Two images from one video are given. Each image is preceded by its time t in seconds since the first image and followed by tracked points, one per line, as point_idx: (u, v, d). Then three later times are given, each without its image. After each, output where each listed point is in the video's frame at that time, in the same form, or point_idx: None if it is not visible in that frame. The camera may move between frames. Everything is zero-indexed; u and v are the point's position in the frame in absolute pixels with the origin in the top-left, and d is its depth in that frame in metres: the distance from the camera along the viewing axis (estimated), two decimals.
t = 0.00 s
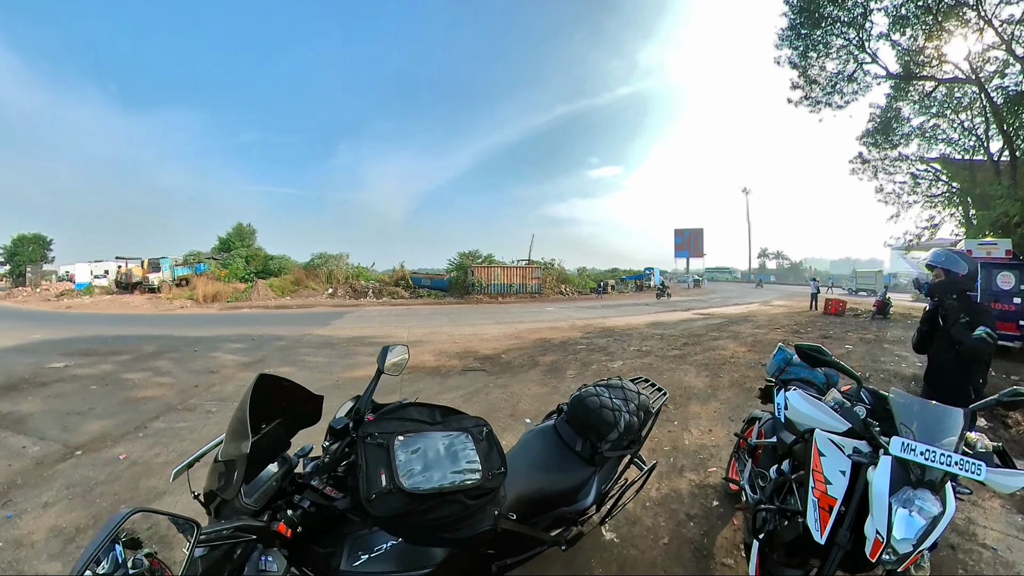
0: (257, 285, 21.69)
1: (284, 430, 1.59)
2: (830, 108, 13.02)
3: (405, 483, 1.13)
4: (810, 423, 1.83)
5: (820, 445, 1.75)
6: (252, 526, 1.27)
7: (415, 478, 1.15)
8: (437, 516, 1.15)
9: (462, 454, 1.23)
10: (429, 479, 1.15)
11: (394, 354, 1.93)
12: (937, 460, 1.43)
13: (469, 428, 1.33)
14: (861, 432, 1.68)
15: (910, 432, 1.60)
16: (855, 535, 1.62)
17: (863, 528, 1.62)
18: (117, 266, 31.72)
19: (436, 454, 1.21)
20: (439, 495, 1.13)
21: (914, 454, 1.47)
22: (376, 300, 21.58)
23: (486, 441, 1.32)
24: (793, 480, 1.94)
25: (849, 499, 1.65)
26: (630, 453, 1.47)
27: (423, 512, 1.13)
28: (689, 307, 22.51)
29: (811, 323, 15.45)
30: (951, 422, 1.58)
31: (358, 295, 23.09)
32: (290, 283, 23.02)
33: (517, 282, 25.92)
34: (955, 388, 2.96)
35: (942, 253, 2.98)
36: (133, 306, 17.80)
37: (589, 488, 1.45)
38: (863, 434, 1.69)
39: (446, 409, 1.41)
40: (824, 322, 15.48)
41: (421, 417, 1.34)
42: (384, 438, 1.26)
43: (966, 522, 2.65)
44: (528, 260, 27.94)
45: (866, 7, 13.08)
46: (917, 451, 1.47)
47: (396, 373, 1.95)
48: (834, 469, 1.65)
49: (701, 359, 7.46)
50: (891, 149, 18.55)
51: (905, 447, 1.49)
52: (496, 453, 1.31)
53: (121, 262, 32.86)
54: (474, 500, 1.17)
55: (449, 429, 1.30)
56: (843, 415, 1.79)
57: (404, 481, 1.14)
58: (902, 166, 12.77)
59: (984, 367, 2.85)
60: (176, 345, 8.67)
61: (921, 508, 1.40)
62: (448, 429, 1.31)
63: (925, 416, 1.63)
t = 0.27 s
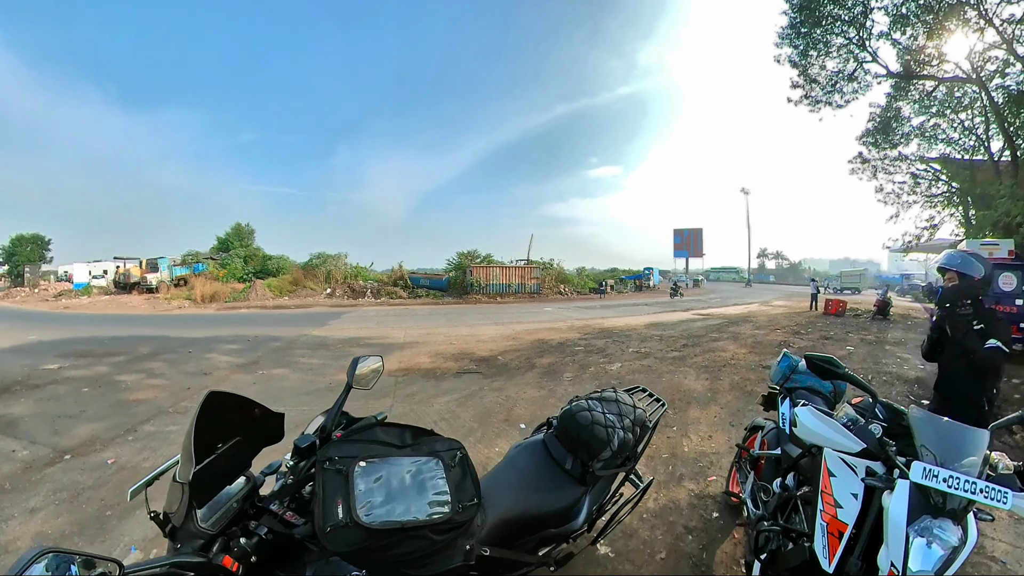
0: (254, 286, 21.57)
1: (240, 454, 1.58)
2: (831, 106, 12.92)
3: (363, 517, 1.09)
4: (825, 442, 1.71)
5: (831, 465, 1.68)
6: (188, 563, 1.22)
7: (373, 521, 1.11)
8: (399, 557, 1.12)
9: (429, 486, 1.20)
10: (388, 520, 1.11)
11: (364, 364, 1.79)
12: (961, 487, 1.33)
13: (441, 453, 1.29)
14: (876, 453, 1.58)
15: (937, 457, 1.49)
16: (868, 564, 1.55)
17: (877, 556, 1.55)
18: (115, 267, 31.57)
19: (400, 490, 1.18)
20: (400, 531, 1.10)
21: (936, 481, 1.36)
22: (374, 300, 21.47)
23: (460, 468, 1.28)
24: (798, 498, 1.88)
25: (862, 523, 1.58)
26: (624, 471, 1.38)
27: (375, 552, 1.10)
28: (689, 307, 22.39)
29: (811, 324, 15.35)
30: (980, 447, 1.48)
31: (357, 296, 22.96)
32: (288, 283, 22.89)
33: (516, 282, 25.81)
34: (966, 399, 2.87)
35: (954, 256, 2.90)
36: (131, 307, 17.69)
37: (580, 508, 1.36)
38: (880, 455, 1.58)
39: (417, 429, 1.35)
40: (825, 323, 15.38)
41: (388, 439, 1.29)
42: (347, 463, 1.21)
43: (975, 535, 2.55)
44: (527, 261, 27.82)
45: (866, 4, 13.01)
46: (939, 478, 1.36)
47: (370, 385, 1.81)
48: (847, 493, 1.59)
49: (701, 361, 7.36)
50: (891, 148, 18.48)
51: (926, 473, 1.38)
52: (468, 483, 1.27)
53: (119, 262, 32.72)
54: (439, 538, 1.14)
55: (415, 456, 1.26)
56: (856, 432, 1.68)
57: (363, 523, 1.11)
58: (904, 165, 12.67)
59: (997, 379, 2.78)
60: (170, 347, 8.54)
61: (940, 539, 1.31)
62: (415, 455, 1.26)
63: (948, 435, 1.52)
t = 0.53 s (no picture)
0: (249, 285, 21.46)
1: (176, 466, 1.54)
2: (829, 99, 12.89)
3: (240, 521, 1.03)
4: (765, 501, 1.72)
5: (776, 519, 1.72)
6: None
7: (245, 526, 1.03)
8: (265, 562, 1.04)
9: (304, 497, 1.09)
10: (255, 524, 1.04)
11: (278, 381, 1.69)
12: None
13: (326, 469, 1.17)
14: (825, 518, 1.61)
15: (895, 535, 1.51)
16: None
17: None
18: (109, 265, 31.33)
19: (278, 498, 1.08)
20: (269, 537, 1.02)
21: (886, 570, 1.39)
22: (369, 300, 21.39)
23: (341, 484, 1.15)
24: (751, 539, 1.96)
25: None
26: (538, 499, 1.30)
27: (257, 557, 1.04)
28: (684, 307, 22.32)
29: (806, 325, 15.30)
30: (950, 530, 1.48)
31: (352, 295, 22.89)
32: (283, 283, 22.80)
33: (512, 282, 25.71)
34: (961, 423, 2.82)
35: (965, 255, 2.82)
36: (126, 306, 17.59)
37: (491, 536, 1.29)
38: (828, 519, 1.62)
39: (313, 443, 1.24)
40: (819, 325, 15.35)
41: (283, 451, 1.19)
42: (241, 470, 1.12)
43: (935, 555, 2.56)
44: (523, 260, 27.73)
45: None
46: (889, 566, 1.39)
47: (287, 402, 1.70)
48: (789, 554, 1.66)
49: (688, 366, 7.34)
50: (892, 141, 18.48)
51: (877, 560, 1.41)
52: (359, 496, 1.17)
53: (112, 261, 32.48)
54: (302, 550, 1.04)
55: (301, 468, 1.14)
56: (805, 492, 1.70)
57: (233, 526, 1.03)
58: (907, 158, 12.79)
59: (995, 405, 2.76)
60: (155, 347, 8.45)
61: None
62: (302, 467, 1.15)
63: (912, 515, 1.53)
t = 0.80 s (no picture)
0: (249, 286, 21.44)
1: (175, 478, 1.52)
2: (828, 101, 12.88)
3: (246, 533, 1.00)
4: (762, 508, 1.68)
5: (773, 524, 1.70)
6: None
7: (252, 539, 1.00)
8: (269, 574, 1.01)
9: (305, 506, 1.06)
10: (260, 535, 1.00)
11: (282, 390, 1.65)
12: None
13: (325, 477, 1.15)
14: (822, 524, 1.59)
15: (888, 542, 1.48)
16: None
17: None
18: (110, 266, 31.37)
19: (282, 507, 1.05)
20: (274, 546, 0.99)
21: None
22: (368, 300, 21.36)
23: (341, 491, 1.14)
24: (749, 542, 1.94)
25: None
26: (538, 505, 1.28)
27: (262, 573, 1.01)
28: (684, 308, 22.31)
29: (805, 326, 15.30)
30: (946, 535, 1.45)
31: (350, 296, 22.86)
32: (281, 283, 22.77)
33: (511, 282, 25.70)
34: (963, 427, 2.80)
35: (964, 258, 2.80)
36: (125, 307, 17.60)
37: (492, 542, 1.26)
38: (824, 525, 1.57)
39: (313, 453, 1.22)
40: (818, 325, 15.34)
41: (284, 462, 1.17)
42: (245, 483, 1.09)
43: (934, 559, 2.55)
44: (522, 261, 27.72)
45: None
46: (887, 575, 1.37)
47: (291, 410, 1.67)
48: (788, 560, 1.64)
49: (688, 367, 7.31)
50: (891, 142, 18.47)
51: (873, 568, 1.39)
52: (359, 506, 1.15)
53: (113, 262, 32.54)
54: (305, 559, 1.01)
55: (302, 477, 1.12)
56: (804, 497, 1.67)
57: (237, 540, 1.00)
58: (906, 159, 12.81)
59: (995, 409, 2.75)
60: (155, 348, 8.44)
61: None
62: (303, 477, 1.13)
63: (902, 516, 1.52)
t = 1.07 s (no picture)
0: (248, 286, 21.38)
1: (165, 488, 1.44)
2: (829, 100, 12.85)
3: (237, 547, 0.93)
4: (787, 507, 1.60)
5: (797, 525, 1.63)
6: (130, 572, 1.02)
7: (240, 554, 0.93)
8: None
9: (303, 518, 0.99)
10: (251, 551, 0.93)
11: (278, 392, 1.58)
12: None
13: (327, 486, 1.08)
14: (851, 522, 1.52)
15: (922, 541, 1.42)
16: None
17: None
18: (109, 267, 31.28)
19: (277, 519, 0.98)
20: (265, 564, 0.92)
21: None
22: (367, 300, 21.29)
23: (344, 502, 1.07)
24: (766, 543, 1.87)
25: None
26: (555, 512, 1.22)
27: None
28: (684, 308, 22.26)
29: (807, 325, 15.23)
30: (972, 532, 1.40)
31: (350, 296, 22.79)
32: (280, 283, 22.70)
33: (511, 282, 25.62)
34: (978, 426, 2.75)
35: (978, 255, 2.77)
36: (123, 307, 17.54)
37: (505, 551, 1.19)
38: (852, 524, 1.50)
39: (312, 460, 1.15)
40: (820, 325, 15.27)
41: (279, 468, 1.10)
42: (237, 492, 1.02)
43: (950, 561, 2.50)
44: (522, 261, 27.66)
45: None
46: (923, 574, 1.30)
47: (288, 413, 1.60)
48: (813, 563, 1.56)
49: (691, 367, 7.24)
50: (891, 142, 18.44)
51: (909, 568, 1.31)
52: (362, 516, 1.07)
53: (112, 262, 32.45)
54: None
55: (300, 487, 1.05)
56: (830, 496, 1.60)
57: (229, 553, 0.93)
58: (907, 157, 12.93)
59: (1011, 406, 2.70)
60: (154, 348, 8.36)
61: None
62: (301, 486, 1.06)
63: (935, 517, 1.45)
